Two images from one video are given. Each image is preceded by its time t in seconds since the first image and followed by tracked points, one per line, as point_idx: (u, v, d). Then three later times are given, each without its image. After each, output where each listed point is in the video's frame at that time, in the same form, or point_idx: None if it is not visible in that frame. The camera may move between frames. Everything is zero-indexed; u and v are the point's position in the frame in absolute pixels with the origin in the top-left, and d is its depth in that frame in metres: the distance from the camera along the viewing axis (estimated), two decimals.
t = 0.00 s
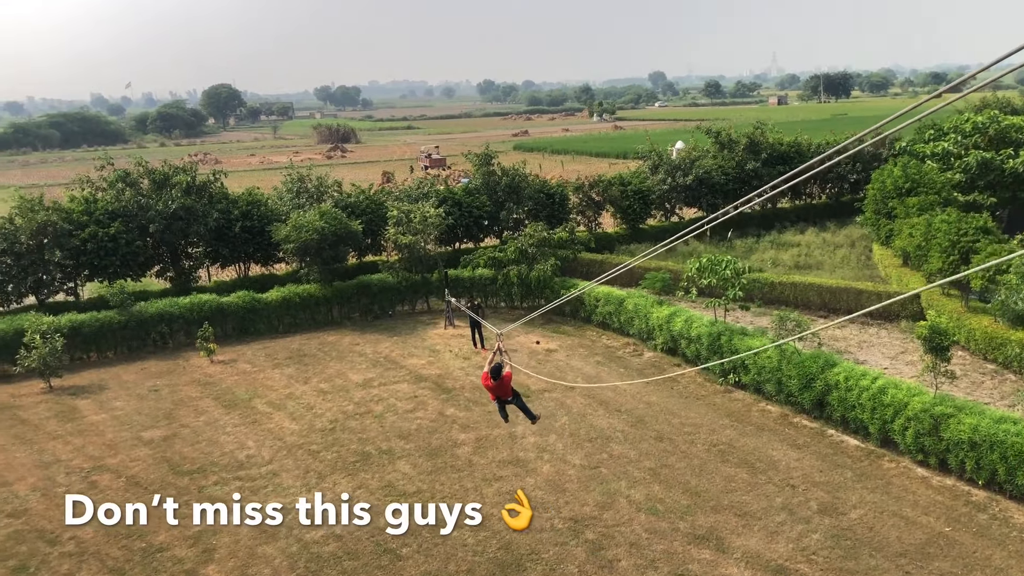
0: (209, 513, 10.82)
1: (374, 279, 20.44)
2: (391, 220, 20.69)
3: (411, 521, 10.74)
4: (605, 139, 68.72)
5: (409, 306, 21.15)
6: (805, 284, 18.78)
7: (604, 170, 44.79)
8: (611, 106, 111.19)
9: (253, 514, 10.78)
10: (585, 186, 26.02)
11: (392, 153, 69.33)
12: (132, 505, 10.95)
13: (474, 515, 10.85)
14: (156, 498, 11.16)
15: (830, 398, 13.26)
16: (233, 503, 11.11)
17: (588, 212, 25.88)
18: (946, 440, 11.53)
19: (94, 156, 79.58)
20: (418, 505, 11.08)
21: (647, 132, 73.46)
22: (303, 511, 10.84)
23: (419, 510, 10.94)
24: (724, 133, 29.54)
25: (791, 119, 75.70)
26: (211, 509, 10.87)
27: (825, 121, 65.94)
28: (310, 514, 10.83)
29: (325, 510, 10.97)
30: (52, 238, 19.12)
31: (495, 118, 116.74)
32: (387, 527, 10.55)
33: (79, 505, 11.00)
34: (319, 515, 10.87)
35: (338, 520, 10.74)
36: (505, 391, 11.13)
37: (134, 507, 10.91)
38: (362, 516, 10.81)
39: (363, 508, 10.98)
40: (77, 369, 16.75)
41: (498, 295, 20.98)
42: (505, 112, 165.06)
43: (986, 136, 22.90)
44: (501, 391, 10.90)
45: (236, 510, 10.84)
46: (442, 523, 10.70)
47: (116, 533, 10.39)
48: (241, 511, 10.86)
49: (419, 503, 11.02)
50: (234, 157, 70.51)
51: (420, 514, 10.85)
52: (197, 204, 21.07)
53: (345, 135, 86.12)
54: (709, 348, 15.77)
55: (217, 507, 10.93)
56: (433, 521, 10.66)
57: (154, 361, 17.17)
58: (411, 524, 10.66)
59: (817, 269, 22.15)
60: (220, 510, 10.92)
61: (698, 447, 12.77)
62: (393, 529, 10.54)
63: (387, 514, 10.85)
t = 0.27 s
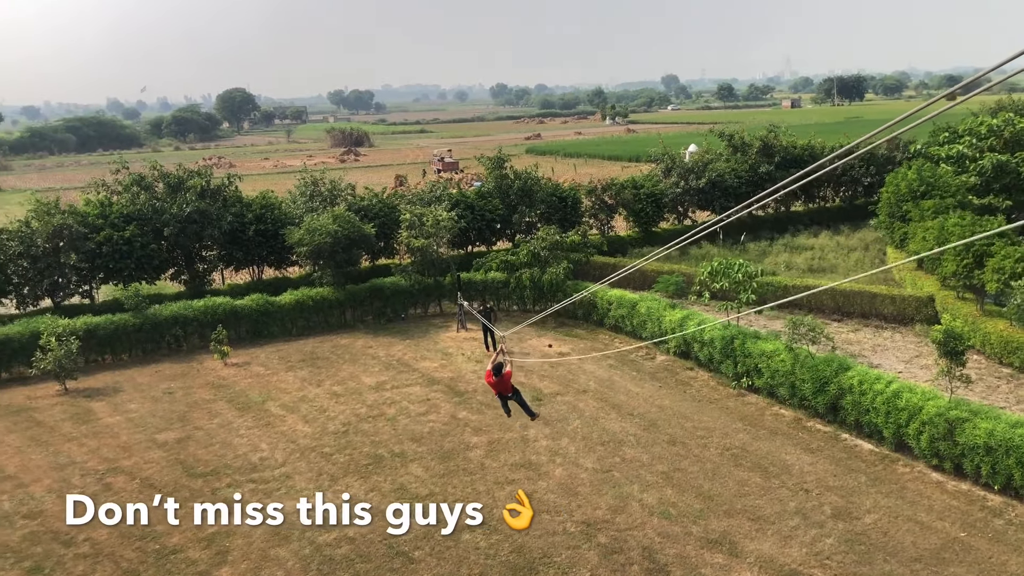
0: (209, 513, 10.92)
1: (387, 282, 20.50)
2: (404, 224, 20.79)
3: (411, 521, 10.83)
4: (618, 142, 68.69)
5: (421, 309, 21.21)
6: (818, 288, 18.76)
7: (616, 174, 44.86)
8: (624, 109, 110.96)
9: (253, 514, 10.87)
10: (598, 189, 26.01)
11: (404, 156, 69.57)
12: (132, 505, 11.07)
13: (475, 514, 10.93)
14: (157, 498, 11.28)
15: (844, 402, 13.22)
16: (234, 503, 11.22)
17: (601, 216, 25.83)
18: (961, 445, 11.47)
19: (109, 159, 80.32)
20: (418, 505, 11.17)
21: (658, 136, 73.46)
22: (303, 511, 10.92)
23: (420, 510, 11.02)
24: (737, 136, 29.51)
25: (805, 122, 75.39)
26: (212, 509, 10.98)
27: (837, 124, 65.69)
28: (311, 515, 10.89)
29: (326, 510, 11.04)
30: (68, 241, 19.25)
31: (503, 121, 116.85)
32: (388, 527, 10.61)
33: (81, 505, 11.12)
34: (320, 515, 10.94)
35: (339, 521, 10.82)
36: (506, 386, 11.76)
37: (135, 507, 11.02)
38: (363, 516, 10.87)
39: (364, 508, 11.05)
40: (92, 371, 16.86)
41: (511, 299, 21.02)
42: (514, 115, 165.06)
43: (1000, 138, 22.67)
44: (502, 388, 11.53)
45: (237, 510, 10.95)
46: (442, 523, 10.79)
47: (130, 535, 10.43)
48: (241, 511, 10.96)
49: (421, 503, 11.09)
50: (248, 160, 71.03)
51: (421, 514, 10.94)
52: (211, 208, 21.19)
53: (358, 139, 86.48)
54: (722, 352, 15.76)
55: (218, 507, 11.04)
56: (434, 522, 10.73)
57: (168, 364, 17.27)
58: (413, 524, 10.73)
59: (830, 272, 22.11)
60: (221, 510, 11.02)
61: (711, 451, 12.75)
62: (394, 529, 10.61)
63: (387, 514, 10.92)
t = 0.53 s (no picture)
0: (210, 513, 10.98)
1: (394, 283, 20.55)
2: (411, 225, 20.83)
3: (412, 521, 10.87)
4: (624, 143, 68.69)
5: (428, 311, 21.25)
6: (825, 289, 18.76)
7: (623, 175, 44.90)
8: (630, 110, 110.83)
9: (254, 514, 10.93)
10: (605, 191, 26.02)
11: (410, 157, 69.73)
12: (132, 505, 11.14)
13: (475, 514, 10.98)
14: (158, 499, 11.34)
15: (852, 403, 13.20)
16: (235, 503, 11.29)
17: (608, 217, 25.86)
18: (970, 446, 11.44)
19: (117, 161, 80.77)
20: (419, 505, 11.22)
21: (664, 136, 73.43)
22: (304, 511, 10.97)
23: (421, 510, 11.08)
24: (744, 137, 29.51)
25: (811, 123, 75.24)
26: (213, 509, 11.04)
27: (844, 125, 65.56)
28: (311, 515, 10.94)
29: (327, 510, 11.08)
30: (76, 243, 19.31)
31: (508, 122, 116.88)
32: (389, 527, 10.66)
33: (82, 505, 11.17)
34: (321, 515, 10.98)
35: (340, 521, 10.87)
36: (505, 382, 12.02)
37: (137, 507, 11.09)
38: (363, 516, 10.93)
39: (365, 508, 11.10)
40: (101, 373, 16.93)
41: (517, 300, 21.05)
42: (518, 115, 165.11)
43: (1008, 138, 22.60)
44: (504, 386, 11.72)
45: (237, 510, 11.02)
46: (443, 523, 10.83)
47: (139, 535, 10.47)
48: (242, 510, 11.02)
49: (421, 503, 11.15)
50: (255, 162, 71.30)
51: (422, 514, 10.98)
52: (219, 209, 21.24)
53: (364, 140, 86.73)
54: (729, 353, 15.77)
55: (218, 507, 11.11)
56: (436, 522, 10.78)
57: (176, 365, 17.33)
58: (414, 524, 10.77)
59: (837, 273, 22.10)
60: (222, 510, 11.09)
61: (718, 452, 12.75)
62: (395, 529, 10.65)
63: (387, 514, 10.96)
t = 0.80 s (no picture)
0: (211, 513, 10.99)
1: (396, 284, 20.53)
2: (413, 226, 20.83)
3: (414, 521, 10.87)
4: (625, 144, 68.73)
5: (430, 312, 21.24)
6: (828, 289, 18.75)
7: (624, 175, 44.92)
8: (631, 110, 110.73)
9: (255, 514, 10.93)
10: (606, 192, 26.01)
11: (412, 158, 69.81)
12: (133, 505, 11.16)
13: (476, 514, 10.98)
14: (159, 499, 11.36)
15: (854, 404, 13.18)
16: (236, 503, 11.31)
17: (610, 218, 25.88)
18: (972, 447, 11.41)
19: (118, 163, 80.98)
20: (421, 505, 11.22)
21: (665, 137, 73.41)
22: (305, 511, 10.99)
23: (422, 511, 11.08)
24: (746, 138, 29.50)
25: (813, 123, 75.21)
26: (214, 509, 11.05)
27: (845, 126, 65.53)
28: (312, 515, 10.96)
29: (328, 510, 11.09)
30: (78, 244, 19.35)
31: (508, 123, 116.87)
32: (390, 527, 10.66)
33: (84, 505, 11.18)
34: (322, 515, 10.99)
35: (341, 521, 10.88)
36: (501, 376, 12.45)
37: (138, 507, 11.09)
38: (364, 516, 10.94)
39: (366, 508, 11.11)
40: (102, 374, 16.92)
41: (519, 301, 21.04)
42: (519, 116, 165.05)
43: (1010, 138, 22.56)
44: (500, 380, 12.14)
45: (238, 510, 11.04)
46: (445, 523, 10.83)
47: (140, 537, 10.46)
48: (243, 511, 11.04)
49: (423, 503, 11.15)
50: (257, 163, 71.46)
51: (423, 515, 10.98)
52: (220, 210, 21.23)
53: (365, 141, 86.83)
54: (731, 354, 15.76)
55: (219, 508, 11.12)
56: (437, 522, 10.78)
57: (178, 367, 17.31)
58: (415, 524, 10.77)
59: (839, 274, 22.08)
60: (223, 510, 11.10)
61: (721, 453, 12.73)
62: (396, 529, 10.65)
63: (389, 514, 10.98)
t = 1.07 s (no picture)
0: (212, 513, 11.03)
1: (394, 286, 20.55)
2: (411, 228, 20.85)
3: (414, 521, 10.90)
4: (624, 145, 68.82)
5: (429, 313, 21.25)
6: (825, 290, 18.79)
7: (623, 176, 45.02)
8: (630, 111, 110.88)
9: (257, 514, 10.98)
10: (605, 193, 26.05)
11: (411, 160, 69.88)
12: (134, 504, 11.20)
13: (477, 514, 11.01)
14: (160, 500, 11.41)
15: (852, 405, 13.21)
16: (237, 503, 11.35)
17: (608, 219, 25.97)
18: (970, 448, 11.44)
19: (118, 164, 81.09)
20: (422, 505, 11.26)
21: (664, 139, 73.44)
22: (306, 511, 11.03)
23: (423, 511, 11.12)
24: (744, 139, 29.54)
25: (811, 124, 75.30)
26: (215, 509, 11.09)
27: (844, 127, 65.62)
28: (313, 514, 11.01)
29: (329, 510, 11.12)
30: (77, 246, 19.37)
31: (507, 124, 116.92)
32: (391, 527, 10.70)
33: (86, 506, 11.22)
34: (323, 515, 11.03)
35: (343, 521, 10.92)
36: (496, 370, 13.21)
37: (138, 507, 11.13)
38: (365, 516, 10.98)
39: (367, 509, 11.15)
40: (101, 376, 16.93)
41: (518, 302, 21.06)
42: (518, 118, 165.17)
43: (1008, 139, 22.61)
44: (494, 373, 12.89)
45: (240, 510, 11.09)
46: (446, 523, 10.86)
47: (139, 538, 10.47)
48: (244, 511, 11.08)
49: (424, 503, 11.19)
50: (256, 164, 71.56)
51: (424, 515, 11.02)
52: (219, 212, 21.25)
53: (365, 143, 87.01)
54: (729, 355, 15.80)
55: (221, 508, 11.15)
56: (438, 522, 10.81)
57: (177, 368, 17.32)
58: (415, 525, 10.80)
59: (838, 275, 22.11)
60: (224, 510, 11.15)
61: (719, 454, 12.75)
62: (396, 529, 10.69)
63: (390, 514, 11.02)
